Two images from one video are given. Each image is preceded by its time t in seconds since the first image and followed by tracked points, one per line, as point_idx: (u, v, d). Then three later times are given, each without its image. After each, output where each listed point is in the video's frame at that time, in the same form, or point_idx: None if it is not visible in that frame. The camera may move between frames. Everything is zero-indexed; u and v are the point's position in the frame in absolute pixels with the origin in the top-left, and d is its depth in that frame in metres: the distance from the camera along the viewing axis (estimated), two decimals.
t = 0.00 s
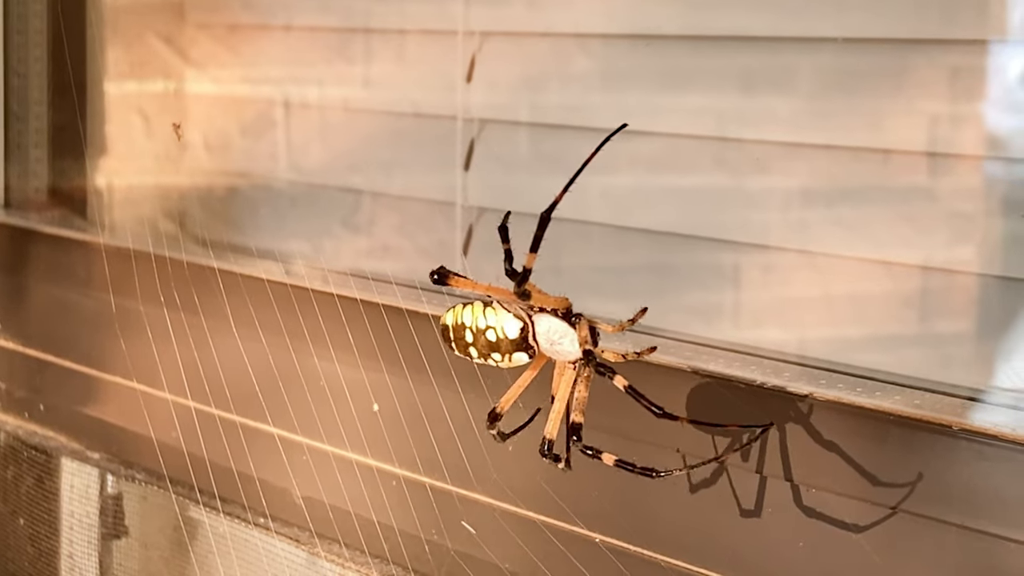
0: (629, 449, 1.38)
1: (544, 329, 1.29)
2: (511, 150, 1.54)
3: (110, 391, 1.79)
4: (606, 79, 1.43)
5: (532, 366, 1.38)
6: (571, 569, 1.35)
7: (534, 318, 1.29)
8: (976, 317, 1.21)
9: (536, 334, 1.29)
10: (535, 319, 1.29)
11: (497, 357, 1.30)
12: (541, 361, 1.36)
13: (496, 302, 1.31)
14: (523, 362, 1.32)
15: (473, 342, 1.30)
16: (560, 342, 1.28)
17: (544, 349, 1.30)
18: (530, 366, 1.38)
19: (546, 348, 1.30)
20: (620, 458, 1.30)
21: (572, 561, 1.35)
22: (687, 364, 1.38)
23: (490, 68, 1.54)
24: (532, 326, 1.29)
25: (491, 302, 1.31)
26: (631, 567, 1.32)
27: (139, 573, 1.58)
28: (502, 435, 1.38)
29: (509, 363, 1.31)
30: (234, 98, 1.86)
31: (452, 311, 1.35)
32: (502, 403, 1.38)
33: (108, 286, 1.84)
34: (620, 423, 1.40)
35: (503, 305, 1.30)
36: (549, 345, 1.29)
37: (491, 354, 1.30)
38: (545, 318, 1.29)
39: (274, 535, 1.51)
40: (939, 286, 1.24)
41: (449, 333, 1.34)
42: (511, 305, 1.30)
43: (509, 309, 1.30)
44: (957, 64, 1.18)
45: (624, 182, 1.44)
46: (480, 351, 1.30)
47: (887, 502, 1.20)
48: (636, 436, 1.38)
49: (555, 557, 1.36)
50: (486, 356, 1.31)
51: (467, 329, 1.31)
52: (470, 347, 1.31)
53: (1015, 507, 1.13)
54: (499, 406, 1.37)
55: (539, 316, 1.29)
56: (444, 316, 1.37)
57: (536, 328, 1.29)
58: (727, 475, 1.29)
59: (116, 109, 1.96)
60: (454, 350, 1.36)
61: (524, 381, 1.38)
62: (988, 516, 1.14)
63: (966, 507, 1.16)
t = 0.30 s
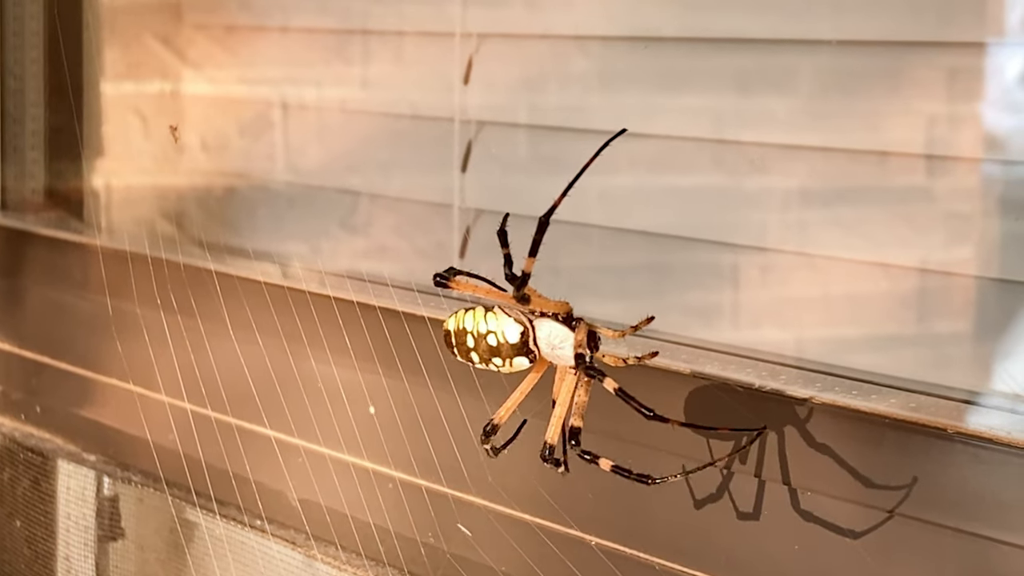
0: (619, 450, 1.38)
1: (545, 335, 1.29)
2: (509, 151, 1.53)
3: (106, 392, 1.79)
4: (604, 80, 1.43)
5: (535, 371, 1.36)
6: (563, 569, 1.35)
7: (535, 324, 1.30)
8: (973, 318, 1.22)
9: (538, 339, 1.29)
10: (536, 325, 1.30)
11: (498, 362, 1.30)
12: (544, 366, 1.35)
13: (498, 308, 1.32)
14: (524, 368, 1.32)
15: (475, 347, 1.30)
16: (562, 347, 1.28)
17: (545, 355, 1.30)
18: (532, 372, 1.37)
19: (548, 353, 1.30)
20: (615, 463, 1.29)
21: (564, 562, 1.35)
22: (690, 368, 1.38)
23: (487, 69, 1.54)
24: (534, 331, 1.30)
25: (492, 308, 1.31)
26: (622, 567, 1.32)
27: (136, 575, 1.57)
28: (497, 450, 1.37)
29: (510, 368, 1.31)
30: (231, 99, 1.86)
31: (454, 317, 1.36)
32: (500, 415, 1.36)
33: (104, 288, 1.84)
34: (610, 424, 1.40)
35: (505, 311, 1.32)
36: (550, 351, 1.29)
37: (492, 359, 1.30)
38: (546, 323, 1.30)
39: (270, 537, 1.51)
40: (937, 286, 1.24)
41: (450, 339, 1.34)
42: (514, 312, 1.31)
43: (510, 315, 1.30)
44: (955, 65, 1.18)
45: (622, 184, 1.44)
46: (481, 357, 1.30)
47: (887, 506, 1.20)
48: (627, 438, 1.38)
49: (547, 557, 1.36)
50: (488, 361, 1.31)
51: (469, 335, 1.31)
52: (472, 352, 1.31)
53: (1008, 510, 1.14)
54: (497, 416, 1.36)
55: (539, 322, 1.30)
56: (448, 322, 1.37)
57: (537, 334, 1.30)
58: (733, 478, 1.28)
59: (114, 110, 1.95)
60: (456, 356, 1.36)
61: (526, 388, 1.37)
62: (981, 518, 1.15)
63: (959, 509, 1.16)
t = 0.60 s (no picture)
0: (615, 450, 1.39)
1: (537, 334, 1.30)
2: (507, 151, 1.54)
3: (104, 392, 1.78)
4: (602, 80, 1.43)
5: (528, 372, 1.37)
6: (553, 569, 1.34)
7: (527, 324, 1.31)
8: (971, 318, 1.21)
9: (528, 338, 1.30)
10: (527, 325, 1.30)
11: (492, 363, 1.30)
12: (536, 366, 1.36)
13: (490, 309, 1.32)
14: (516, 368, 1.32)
15: (468, 348, 1.30)
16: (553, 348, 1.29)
17: (537, 354, 1.31)
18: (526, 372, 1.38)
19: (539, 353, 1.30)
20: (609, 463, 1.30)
21: (555, 562, 1.35)
22: (685, 368, 1.40)
23: (485, 69, 1.54)
24: (525, 330, 1.30)
25: (485, 308, 1.32)
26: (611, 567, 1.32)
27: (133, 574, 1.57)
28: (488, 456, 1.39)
29: (504, 369, 1.31)
30: (229, 98, 1.86)
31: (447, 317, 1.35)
32: (494, 417, 1.36)
33: (102, 288, 1.84)
34: (608, 423, 1.40)
35: (497, 311, 1.31)
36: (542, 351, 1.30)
37: (485, 359, 1.30)
38: (538, 323, 1.30)
39: (266, 535, 1.51)
40: (934, 286, 1.24)
41: (444, 341, 1.34)
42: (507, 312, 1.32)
43: (502, 315, 1.30)
44: (952, 65, 1.18)
45: (620, 183, 1.44)
46: (475, 357, 1.30)
47: (884, 505, 1.21)
48: (626, 438, 1.38)
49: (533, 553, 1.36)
50: (481, 362, 1.31)
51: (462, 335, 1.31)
52: (465, 353, 1.31)
53: (1005, 510, 1.14)
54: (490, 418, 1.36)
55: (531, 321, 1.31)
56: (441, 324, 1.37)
57: (528, 333, 1.30)
58: (733, 478, 1.29)
59: (111, 110, 1.96)
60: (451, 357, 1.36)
61: (520, 388, 1.39)
62: (978, 518, 1.16)
63: (957, 509, 1.17)
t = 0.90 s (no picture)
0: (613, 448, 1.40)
1: (543, 336, 1.29)
2: (507, 151, 1.53)
3: (103, 392, 1.78)
4: (602, 80, 1.43)
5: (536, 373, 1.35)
6: (556, 569, 1.35)
7: (534, 326, 1.30)
8: (971, 317, 1.21)
9: (535, 340, 1.29)
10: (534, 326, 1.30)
11: (499, 365, 1.29)
12: (543, 368, 1.34)
13: (496, 313, 1.31)
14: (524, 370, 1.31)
15: (475, 352, 1.30)
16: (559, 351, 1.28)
17: (544, 356, 1.30)
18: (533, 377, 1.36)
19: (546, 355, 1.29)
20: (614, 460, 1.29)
21: (558, 562, 1.35)
22: (687, 368, 1.39)
23: (484, 69, 1.53)
24: (531, 332, 1.30)
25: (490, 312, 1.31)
26: (613, 566, 1.33)
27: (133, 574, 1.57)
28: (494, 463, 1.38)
29: (512, 371, 1.30)
30: (227, 99, 1.86)
31: (455, 323, 1.35)
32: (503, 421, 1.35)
33: (101, 288, 1.84)
34: (607, 422, 1.41)
35: (503, 315, 1.31)
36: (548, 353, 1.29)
37: (492, 362, 1.29)
38: (544, 325, 1.30)
39: (265, 536, 1.51)
40: (933, 286, 1.23)
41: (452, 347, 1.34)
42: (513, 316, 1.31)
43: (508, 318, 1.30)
44: (951, 64, 1.18)
45: (620, 184, 1.44)
46: (482, 361, 1.30)
47: (885, 506, 1.21)
48: (620, 436, 1.40)
49: (532, 548, 1.37)
50: (489, 365, 1.30)
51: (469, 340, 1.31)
52: (473, 357, 1.30)
53: (1005, 510, 1.14)
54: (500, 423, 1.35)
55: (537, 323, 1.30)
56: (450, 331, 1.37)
57: (535, 335, 1.29)
58: (737, 479, 1.29)
59: (110, 110, 1.95)
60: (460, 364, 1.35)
61: (530, 390, 1.37)
62: (979, 518, 1.16)
63: (956, 509, 1.17)
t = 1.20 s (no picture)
0: (609, 449, 1.40)
1: (529, 341, 1.28)
2: (504, 151, 1.54)
3: (99, 393, 1.78)
4: (600, 80, 1.43)
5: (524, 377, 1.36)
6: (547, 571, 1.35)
7: (520, 332, 1.30)
8: (968, 318, 1.22)
9: (521, 346, 1.29)
10: (520, 330, 1.30)
11: (486, 373, 1.29)
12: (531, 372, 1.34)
13: (483, 320, 1.31)
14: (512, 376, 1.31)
15: (463, 359, 1.30)
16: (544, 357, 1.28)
17: (531, 361, 1.30)
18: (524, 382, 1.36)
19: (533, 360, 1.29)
20: (598, 466, 1.29)
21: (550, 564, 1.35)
22: (677, 369, 1.39)
23: (482, 69, 1.54)
24: (517, 337, 1.29)
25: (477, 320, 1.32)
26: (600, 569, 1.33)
27: None
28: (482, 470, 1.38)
29: (500, 379, 1.30)
30: (225, 99, 1.85)
31: (445, 333, 1.35)
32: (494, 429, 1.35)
33: (96, 289, 1.84)
34: (602, 423, 1.41)
35: (490, 322, 1.31)
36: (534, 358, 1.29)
37: (479, 369, 1.29)
38: (531, 329, 1.29)
39: (257, 536, 1.51)
40: (931, 287, 1.24)
41: (442, 356, 1.34)
42: (499, 323, 1.31)
43: (494, 324, 1.30)
44: (949, 65, 1.18)
45: (617, 184, 1.44)
46: (470, 369, 1.30)
47: (877, 507, 1.21)
48: (616, 437, 1.39)
49: (520, 559, 1.37)
50: (477, 373, 1.30)
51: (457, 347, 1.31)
52: (461, 364, 1.30)
53: (998, 511, 1.15)
54: (491, 430, 1.35)
55: (524, 328, 1.30)
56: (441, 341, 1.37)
57: (521, 340, 1.29)
58: (733, 482, 1.29)
59: (107, 110, 1.95)
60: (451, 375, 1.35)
61: (519, 397, 1.37)
62: (971, 520, 1.16)
63: (948, 511, 1.17)
